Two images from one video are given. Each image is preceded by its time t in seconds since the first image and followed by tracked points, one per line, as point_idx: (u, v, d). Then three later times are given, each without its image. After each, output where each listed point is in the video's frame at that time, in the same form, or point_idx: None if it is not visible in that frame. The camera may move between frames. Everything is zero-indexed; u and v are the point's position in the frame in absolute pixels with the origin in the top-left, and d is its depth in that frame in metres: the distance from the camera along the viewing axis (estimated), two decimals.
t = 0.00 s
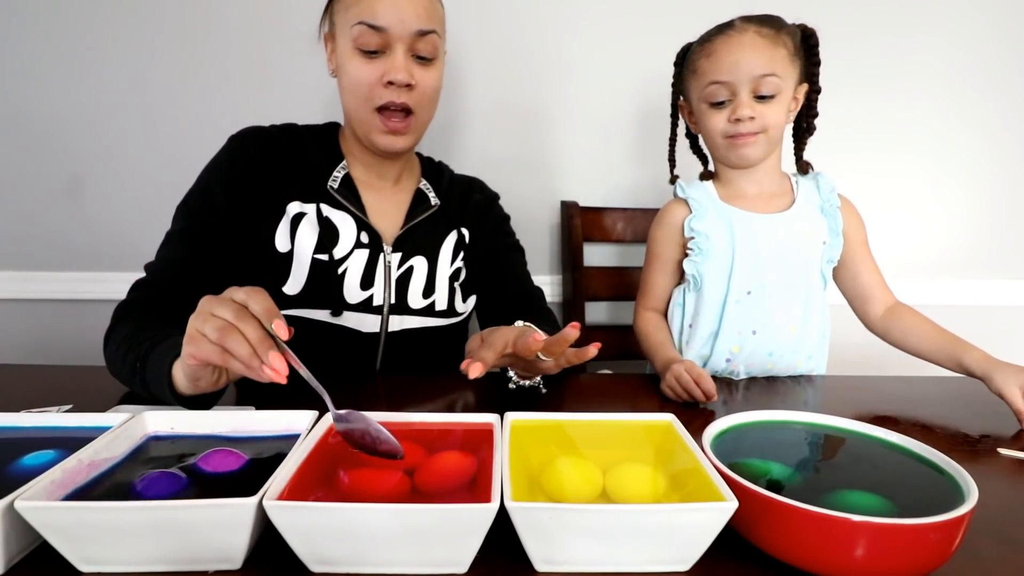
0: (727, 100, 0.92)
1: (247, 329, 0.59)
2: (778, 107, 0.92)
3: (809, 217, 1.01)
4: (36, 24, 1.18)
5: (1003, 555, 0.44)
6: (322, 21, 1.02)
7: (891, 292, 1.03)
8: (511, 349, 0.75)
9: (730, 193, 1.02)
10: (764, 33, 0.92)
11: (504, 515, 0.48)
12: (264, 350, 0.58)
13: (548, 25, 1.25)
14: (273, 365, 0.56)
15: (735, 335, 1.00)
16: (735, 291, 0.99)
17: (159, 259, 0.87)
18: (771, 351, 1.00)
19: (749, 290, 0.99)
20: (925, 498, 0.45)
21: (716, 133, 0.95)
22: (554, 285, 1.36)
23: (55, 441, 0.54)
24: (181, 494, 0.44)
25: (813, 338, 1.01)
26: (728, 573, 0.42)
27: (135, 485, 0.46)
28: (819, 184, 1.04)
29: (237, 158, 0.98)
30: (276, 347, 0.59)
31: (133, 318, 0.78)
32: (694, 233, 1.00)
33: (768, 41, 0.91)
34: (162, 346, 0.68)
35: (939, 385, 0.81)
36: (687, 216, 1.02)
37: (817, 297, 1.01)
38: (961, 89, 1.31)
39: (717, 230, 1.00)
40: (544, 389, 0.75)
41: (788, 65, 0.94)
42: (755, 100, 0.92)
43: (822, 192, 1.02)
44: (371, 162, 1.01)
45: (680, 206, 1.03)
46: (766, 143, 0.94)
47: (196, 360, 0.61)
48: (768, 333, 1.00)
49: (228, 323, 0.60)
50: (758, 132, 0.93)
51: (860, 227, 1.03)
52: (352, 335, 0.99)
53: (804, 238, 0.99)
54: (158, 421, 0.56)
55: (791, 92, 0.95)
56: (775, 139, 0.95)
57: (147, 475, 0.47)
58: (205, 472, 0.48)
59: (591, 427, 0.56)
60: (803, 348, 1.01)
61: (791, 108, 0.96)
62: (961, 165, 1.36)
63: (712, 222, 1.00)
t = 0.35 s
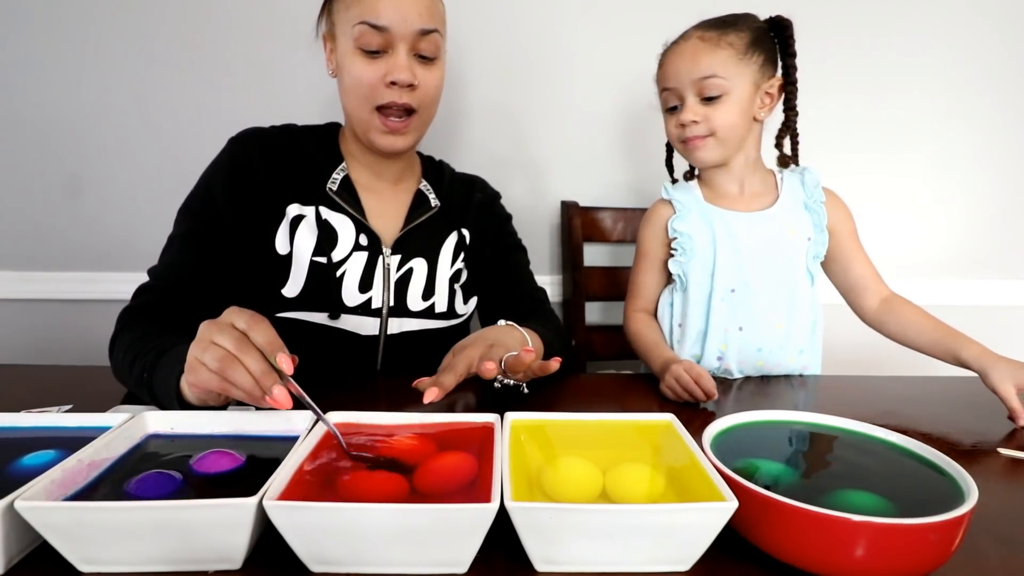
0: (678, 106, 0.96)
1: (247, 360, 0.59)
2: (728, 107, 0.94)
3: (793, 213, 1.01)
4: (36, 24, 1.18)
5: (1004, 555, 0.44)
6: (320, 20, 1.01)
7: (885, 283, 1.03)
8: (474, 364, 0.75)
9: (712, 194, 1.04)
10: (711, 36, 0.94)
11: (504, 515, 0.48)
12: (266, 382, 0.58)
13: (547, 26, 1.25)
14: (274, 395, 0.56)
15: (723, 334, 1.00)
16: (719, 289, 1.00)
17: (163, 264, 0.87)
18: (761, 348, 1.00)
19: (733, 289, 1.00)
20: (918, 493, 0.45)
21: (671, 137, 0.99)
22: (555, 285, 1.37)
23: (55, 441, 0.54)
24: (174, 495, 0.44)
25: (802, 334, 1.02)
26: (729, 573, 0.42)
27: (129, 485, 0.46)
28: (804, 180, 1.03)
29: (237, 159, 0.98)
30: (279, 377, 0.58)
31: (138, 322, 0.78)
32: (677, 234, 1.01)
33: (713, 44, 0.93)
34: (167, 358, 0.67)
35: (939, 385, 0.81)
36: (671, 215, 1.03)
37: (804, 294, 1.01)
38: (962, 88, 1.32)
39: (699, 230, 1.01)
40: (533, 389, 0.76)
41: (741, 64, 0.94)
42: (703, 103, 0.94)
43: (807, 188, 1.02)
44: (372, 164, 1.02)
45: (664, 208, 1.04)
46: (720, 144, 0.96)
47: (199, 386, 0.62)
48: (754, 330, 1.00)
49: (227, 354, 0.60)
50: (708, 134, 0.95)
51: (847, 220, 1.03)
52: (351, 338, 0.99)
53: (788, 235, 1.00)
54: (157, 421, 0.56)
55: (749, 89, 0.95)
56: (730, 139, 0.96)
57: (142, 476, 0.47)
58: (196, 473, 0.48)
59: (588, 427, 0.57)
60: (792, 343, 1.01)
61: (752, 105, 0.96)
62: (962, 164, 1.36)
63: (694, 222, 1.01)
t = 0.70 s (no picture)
0: (620, 111, 0.96)
1: (251, 388, 0.56)
2: (669, 113, 0.94)
3: (752, 202, 1.01)
4: (36, 24, 1.18)
5: (1004, 556, 0.44)
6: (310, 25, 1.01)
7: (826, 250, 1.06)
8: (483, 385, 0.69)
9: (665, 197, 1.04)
10: (654, 41, 0.94)
11: (504, 515, 0.48)
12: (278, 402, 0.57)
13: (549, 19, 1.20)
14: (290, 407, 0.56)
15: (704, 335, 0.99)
16: (693, 291, 0.99)
17: (161, 257, 0.87)
18: (744, 344, 1.00)
19: (706, 289, 0.99)
20: (908, 489, 0.46)
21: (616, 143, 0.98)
22: (557, 286, 1.33)
23: (55, 440, 0.54)
24: (172, 495, 0.45)
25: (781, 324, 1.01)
26: (729, 573, 0.42)
27: (126, 487, 0.46)
28: (755, 165, 1.04)
29: (239, 158, 0.98)
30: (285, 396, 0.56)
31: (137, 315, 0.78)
32: (641, 239, 0.99)
33: (655, 50, 0.93)
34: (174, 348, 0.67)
35: (938, 384, 0.81)
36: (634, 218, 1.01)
37: (780, 284, 1.00)
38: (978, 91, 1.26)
39: (664, 232, 1.00)
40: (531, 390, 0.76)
41: (684, 71, 0.94)
42: (644, 108, 0.94)
43: (760, 172, 1.03)
44: (372, 164, 1.02)
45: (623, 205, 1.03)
46: (663, 149, 0.95)
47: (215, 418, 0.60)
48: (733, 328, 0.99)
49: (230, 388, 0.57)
50: (648, 140, 0.95)
51: (797, 192, 1.04)
52: (350, 335, 0.99)
53: (753, 224, 1.00)
54: (158, 420, 0.56)
55: (692, 97, 0.95)
56: (672, 144, 0.95)
57: (139, 477, 0.47)
58: (195, 473, 0.48)
59: (587, 427, 0.57)
60: (772, 335, 1.00)
61: (695, 113, 0.96)
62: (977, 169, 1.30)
63: (658, 224, 1.00)
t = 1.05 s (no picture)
0: (581, 105, 0.93)
1: (247, 389, 0.60)
2: (630, 110, 0.92)
3: (699, 205, 1.01)
4: (36, 24, 1.18)
5: (1004, 555, 0.44)
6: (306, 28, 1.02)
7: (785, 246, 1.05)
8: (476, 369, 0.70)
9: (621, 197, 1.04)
10: (619, 34, 0.92)
11: (504, 515, 0.49)
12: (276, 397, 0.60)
13: (550, 21, 1.20)
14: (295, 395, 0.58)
15: (645, 335, 1.03)
16: (634, 292, 1.02)
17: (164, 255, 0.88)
18: (686, 345, 1.02)
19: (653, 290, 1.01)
20: (895, 488, 0.46)
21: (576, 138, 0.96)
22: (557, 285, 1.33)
23: (55, 441, 0.54)
24: (171, 495, 0.45)
25: (730, 324, 1.01)
26: (729, 573, 0.42)
27: (126, 486, 0.46)
28: (705, 164, 1.01)
29: (240, 157, 0.98)
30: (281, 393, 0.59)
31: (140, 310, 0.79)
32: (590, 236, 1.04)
33: (619, 44, 0.91)
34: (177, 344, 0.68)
35: (938, 384, 0.81)
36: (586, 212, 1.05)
37: (726, 287, 1.01)
38: (978, 90, 1.26)
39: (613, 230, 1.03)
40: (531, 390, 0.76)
41: (647, 67, 0.93)
42: (606, 103, 0.91)
43: (709, 173, 1.01)
44: (372, 164, 1.02)
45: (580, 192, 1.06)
46: (624, 147, 0.94)
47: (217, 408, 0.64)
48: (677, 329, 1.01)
49: (226, 391, 0.60)
50: (610, 136, 0.93)
51: (754, 193, 1.01)
52: (349, 333, 0.99)
53: (698, 228, 1.00)
54: (158, 420, 0.56)
55: (654, 95, 0.94)
56: (633, 142, 0.94)
57: (138, 477, 0.47)
58: (195, 474, 0.48)
59: (587, 428, 0.57)
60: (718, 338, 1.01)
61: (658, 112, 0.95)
62: (976, 169, 1.30)
63: (607, 222, 1.03)
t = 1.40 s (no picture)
0: (606, 69, 0.90)
1: (217, 319, 0.63)
2: (657, 78, 0.89)
3: (702, 183, 1.00)
4: (35, 24, 1.18)
5: (1004, 556, 0.44)
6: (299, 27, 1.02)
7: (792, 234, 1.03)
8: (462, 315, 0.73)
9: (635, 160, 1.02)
10: None
11: (504, 516, 0.48)
12: (248, 325, 0.62)
13: (550, 21, 1.20)
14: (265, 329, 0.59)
15: (626, 301, 1.02)
16: (628, 258, 1.01)
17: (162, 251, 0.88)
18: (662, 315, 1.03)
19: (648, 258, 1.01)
20: (882, 485, 0.47)
21: (598, 104, 0.94)
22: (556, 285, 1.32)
23: (55, 441, 0.54)
24: (171, 496, 0.45)
25: (704, 304, 1.02)
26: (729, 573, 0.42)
27: (124, 487, 0.46)
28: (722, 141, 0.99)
29: (236, 157, 0.99)
30: (250, 322, 0.61)
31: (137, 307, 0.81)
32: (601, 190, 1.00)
33: (654, 6, 0.87)
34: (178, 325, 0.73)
35: (937, 384, 0.82)
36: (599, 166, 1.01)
37: (712, 270, 1.01)
38: (979, 91, 1.26)
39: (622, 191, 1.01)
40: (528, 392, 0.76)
41: (681, 33, 0.89)
42: (632, 70, 0.89)
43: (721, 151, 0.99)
44: (363, 164, 1.02)
45: (596, 145, 1.02)
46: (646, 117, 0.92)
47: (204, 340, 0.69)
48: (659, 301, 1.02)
49: (201, 325, 0.65)
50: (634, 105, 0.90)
51: (768, 176, 1.00)
52: (340, 328, 0.98)
53: (697, 206, 1.00)
54: (158, 420, 0.56)
55: (685, 63, 0.90)
56: (657, 112, 0.91)
57: (137, 478, 0.47)
58: (194, 475, 0.48)
59: (582, 429, 0.56)
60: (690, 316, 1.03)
61: (687, 82, 0.92)
62: (976, 169, 1.30)
63: (621, 179, 1.01)
